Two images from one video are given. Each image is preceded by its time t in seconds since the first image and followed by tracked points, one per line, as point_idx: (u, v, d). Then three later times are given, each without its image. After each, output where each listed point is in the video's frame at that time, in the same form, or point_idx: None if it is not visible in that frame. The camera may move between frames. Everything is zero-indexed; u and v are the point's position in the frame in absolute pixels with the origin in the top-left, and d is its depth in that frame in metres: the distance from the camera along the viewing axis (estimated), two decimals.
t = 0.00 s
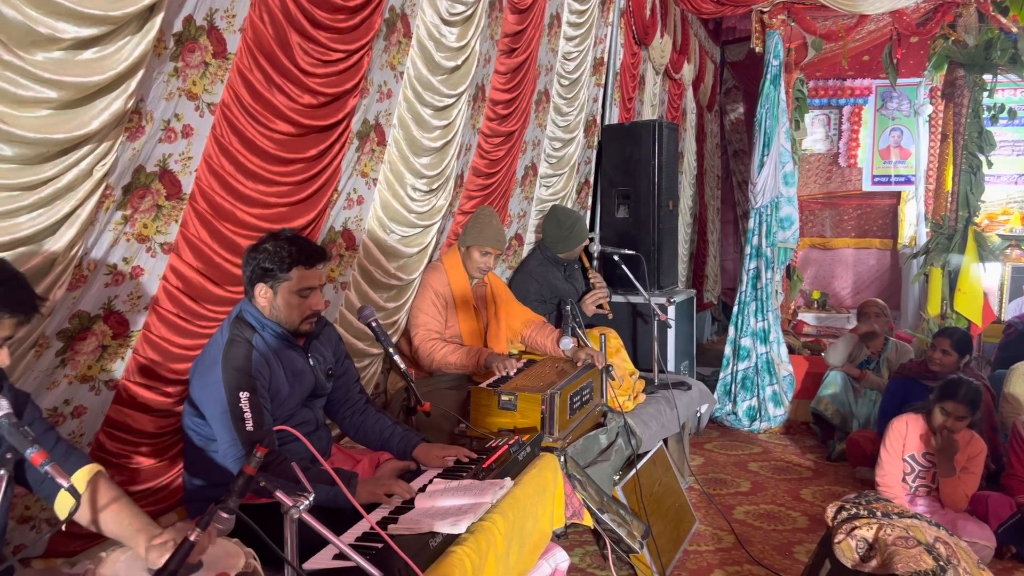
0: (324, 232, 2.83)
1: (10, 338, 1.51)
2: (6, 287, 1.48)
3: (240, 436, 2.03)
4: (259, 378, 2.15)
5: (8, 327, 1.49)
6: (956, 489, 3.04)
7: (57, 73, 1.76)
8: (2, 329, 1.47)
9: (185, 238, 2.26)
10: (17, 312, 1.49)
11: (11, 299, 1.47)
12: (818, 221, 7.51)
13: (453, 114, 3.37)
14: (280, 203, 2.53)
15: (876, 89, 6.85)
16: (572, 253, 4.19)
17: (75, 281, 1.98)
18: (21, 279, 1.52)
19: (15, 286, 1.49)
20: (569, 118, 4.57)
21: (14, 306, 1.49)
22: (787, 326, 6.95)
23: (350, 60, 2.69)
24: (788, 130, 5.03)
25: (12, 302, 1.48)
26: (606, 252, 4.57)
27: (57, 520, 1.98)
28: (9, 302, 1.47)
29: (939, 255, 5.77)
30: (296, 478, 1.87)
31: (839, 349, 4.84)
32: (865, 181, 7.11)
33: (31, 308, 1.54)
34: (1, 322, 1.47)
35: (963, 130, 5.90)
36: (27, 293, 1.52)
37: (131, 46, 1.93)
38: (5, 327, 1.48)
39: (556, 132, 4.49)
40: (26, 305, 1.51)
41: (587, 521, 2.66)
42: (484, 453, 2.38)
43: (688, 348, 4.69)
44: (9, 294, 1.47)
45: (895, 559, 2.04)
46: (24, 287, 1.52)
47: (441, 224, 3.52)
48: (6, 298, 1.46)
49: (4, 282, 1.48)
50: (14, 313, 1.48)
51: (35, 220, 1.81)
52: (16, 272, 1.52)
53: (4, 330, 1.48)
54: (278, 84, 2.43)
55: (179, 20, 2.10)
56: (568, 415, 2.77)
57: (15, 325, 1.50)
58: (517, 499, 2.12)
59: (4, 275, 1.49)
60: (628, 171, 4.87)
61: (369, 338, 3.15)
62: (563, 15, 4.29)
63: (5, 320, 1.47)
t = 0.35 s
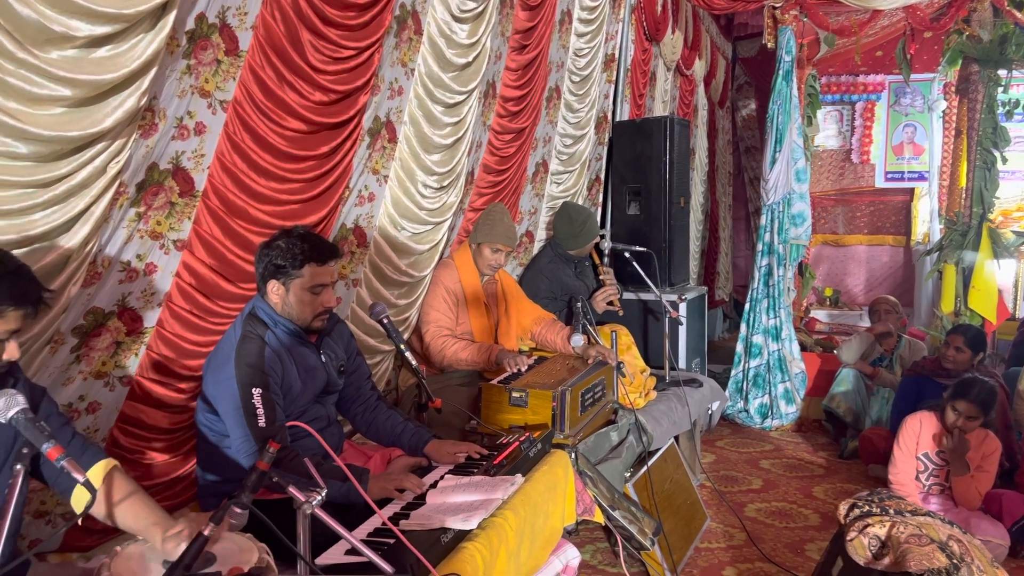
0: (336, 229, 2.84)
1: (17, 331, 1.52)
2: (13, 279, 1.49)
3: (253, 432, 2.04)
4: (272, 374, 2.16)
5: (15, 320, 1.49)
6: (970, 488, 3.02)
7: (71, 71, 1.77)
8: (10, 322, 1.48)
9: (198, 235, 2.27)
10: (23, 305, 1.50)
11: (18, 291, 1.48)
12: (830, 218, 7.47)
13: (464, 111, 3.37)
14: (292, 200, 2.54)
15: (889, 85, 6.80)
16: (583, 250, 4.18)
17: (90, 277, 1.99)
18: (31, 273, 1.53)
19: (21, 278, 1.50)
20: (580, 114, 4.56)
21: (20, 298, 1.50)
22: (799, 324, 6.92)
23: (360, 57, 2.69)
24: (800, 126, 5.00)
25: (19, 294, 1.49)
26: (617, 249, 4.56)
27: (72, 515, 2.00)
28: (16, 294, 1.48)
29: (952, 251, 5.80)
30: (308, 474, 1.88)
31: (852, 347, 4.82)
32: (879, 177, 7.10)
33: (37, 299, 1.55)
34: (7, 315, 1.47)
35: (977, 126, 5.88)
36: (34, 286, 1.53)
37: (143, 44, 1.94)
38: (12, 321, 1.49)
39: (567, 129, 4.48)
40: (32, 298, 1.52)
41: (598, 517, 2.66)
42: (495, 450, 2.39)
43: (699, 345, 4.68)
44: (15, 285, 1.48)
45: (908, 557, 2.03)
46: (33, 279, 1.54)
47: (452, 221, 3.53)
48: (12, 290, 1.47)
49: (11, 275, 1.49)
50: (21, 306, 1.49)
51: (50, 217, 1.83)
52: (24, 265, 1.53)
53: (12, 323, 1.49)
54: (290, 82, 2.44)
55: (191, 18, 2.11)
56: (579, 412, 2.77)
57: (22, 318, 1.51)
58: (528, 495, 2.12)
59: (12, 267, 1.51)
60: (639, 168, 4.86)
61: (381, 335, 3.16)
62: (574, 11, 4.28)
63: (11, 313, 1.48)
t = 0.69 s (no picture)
0: (350, 225, 2.85)
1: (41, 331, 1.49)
2: (38, 281, 1.46)
3: (267, 427, 2.05)
4: (286, 370, 2.18)
5: (40, 322, 1.46)
6: (986, 485, 2.98)
7: (88, 68, 1.79)
8: (35, 324, 1.45)
9: (213, 231, 2.29)
10: (49, 307, 1.47)
11: (43, 292, 1.45)
12: (846, 213, 7.41)
13: (477, 107, 3.37)
14: (306, 196, 2.55)
15: (906, 79, 6.77)
16: (596, 246, 4.18)
17: (106, 273, 2.01)
18: (56, 274, 1.50)
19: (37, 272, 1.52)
20: (594, 110, 4.55)
21: (46, 301, 1.47)
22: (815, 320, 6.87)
23: (374, 53, 2.70)
24: (815, 121, 4.95)
25: (44, 297, 1.46)
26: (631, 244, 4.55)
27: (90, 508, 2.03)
28: (40, 296, 1.45)
29: (970, 247, 5.71)
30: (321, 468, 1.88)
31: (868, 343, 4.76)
32: (895, 173, 6.99)
33: (62, 301, 1.52)
34: (31, 317, 1.44)
35: (996, 120, 5.83)
36: (60, 288, 1.50)
37: (158, 42, 1.95)
38: (36, 323, 1.45)
39: (580, 124, 4.47)
40: (58, 300, 1.49)
41: (611, 513, 2.66)
42: (508, 445, 2.39)
43: (713, 342, 4.66)
44: (40, 288, 1.45)
45: (923, 554, 2.01)
46: (57, 279, 1.52)
47: (465, 217, 3.53)
48: (36, 293, 1.44)
49: (36, 276, 1.46)
50: (46, 308, 1.45)
51: (68, 213, 1.85)
52: (49, 265, 1.51)
53: (35, 325, 1.45)
54: (304, 78, 2.45)
55: (206, 15, 2.12)
56: (592, 407, 2.77)
57: (47, 319, 1.48)
58: (540, 490, 2.12)
59: (36, 270, 1.48)
60: (653, 163, 4.84)
61: (394, 330, 3.17)
62: (588, 6, 4.27)
63: (35, 316, 1.44)
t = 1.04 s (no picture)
0: (365, 221, 2.87)
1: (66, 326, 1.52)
2: (65, 276, 1.48)
3: (284, 420, 2.07)
4: (303, 364, 2.19)
5: (65, 317, 1.49)
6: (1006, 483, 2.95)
7: (107, 66, 1.81)
8: (60, 319, 1.48)
9: (230, 226, 2.31)
10: (74, 302, 1.49)
11: (69, 288, 1.48)
12: (865, 208, 7.34)
13: (491, 102, 3.38)
14: (322, 191, 2.57)
15: (925, 72, 6.71)
16: (611, 241, 4.16)
17: (126, 268, 2.04)
18: (81, 269, 1.52)
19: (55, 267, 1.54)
20: (609, 105, 4.54)
21: (70, 295, 1.49)
22: (832, 316, 6.81)
23: (389, 49, 2.71)
24: (833, 115, 4.91)
25: (70, 292, 1.48)
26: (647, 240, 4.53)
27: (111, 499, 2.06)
28: (67, 292, 1.48)
29: (991, 242, 5.57)
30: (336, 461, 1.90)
31: (886, 339, 4.75)
32: (915, 167, 6.94)
33: (87, 295, 1.55)
34: (57, 312, 1.47)
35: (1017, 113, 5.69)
36: (86, 283, 1.53)
37: (176, 39, 1.97)
38: (61, 318, 1.48)
39: (596, 119, 4.46)
40: (83, 295, 1.52)
41: (626, 508, 2.66)
42: (523, 439, 2.39)
43: (730, 337, 4.63)
44: (67, 283, 1.48)
45: (939, 550, 1.99)
46: (81, 274, 1.54)
47: (480, 213, 3.54)
48: (62, 288, 1.46)
49: (63, 272, 1.48)
50: (71, 303, 1.48)
51: (88, 209, 1.87)
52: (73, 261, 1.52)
53: (61, 320, 1.48)
54: (320, 75, 2.46)
55: (223, 12, 2.14)
56: (607, 403, 2.76)
57: (72, 314, 1.50)
58: (555, 484, 2.13)
59: (62, 265, 1.49)
60: (668, 158, 4.82)
61: (410, 326, 3.18)
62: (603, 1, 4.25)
63: (60, 311, 1.47)
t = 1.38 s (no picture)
0: (380, 216, 2.88)
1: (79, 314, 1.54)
2: (76, 263, 1.50)
3: (299, 414, 2.09)
4: (319, 359, 2.21)
5: (78, 303, 1.51)
6: None
7: (124, 63, 1.83)
8: (72, 305, 1.50)
9: (246, 222, 2.32)
10: (86, 288, 1.51)
11: (81, 274, 1.49)
12: (883, 203, 7.25)
13: (506, 97, 3.38)
14: (337, 187, 2.58)
15: (945, 65, 6.64)
16: (625, 236, 4.15)
17: (143, 263, 2.06)
18: (92, 255, 1.53)
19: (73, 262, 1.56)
20: (624, 100, 4.52)
21: (82, 282, 1.51)
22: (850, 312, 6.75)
23: (404, 45, 2.72)
24: (850, 109, 4.85)
25: (82, 278, 1.50)
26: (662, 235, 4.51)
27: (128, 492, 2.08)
28: (79, 278, 1.49)
29: (1010, 237, 5.40)
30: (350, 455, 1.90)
31: (904, 334, 4.69)
32: (934, 161, 6.85)
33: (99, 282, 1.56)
34: (69, 299, 1.49)
35: None
36: (96, 269, 1.54)
37: (193, 35, 1.99)
38: (73, 304, 1.50)
39: (610, 114, 4.45)
40: (95, 281, 1.53)
41: (640, 503, 2.65)
42: (536, 434, 2.40)
43: (746, 333, 4.61)
44: (77, 269, 1.49)
45: (956, 547, 1.97)
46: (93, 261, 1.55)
47: (493, 209, 3.54)
48: (73, 274, 1.48)
49: (74, 259, 1.50)
50: (83, 289, 1.50)
51: (106, 205, 1.89)
52: (83, 248, 1.54)
53: (73, 306, 1.50)
54: (334, 71, 2.47)
55: (238, 9, 2.16)
56: (621, 398, 2.76)
57: (84, 301, 1.52)
58: (569, 479, 2.13)
59: (73, 252, 1.51)
60: (684, 153, 4.80)
61: (425, 321, 3.19)
62: None
63: (72, 297, 1.49)
